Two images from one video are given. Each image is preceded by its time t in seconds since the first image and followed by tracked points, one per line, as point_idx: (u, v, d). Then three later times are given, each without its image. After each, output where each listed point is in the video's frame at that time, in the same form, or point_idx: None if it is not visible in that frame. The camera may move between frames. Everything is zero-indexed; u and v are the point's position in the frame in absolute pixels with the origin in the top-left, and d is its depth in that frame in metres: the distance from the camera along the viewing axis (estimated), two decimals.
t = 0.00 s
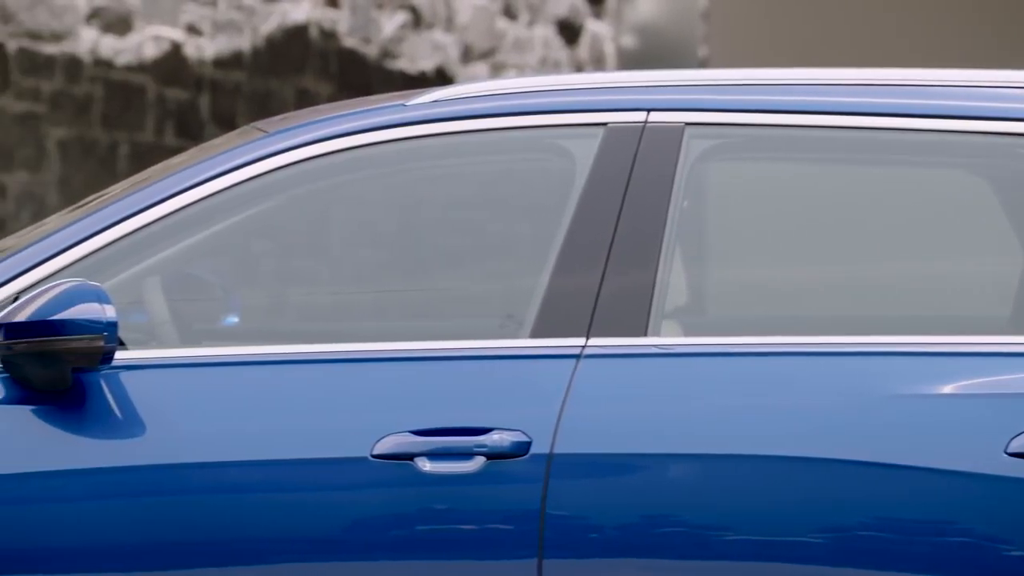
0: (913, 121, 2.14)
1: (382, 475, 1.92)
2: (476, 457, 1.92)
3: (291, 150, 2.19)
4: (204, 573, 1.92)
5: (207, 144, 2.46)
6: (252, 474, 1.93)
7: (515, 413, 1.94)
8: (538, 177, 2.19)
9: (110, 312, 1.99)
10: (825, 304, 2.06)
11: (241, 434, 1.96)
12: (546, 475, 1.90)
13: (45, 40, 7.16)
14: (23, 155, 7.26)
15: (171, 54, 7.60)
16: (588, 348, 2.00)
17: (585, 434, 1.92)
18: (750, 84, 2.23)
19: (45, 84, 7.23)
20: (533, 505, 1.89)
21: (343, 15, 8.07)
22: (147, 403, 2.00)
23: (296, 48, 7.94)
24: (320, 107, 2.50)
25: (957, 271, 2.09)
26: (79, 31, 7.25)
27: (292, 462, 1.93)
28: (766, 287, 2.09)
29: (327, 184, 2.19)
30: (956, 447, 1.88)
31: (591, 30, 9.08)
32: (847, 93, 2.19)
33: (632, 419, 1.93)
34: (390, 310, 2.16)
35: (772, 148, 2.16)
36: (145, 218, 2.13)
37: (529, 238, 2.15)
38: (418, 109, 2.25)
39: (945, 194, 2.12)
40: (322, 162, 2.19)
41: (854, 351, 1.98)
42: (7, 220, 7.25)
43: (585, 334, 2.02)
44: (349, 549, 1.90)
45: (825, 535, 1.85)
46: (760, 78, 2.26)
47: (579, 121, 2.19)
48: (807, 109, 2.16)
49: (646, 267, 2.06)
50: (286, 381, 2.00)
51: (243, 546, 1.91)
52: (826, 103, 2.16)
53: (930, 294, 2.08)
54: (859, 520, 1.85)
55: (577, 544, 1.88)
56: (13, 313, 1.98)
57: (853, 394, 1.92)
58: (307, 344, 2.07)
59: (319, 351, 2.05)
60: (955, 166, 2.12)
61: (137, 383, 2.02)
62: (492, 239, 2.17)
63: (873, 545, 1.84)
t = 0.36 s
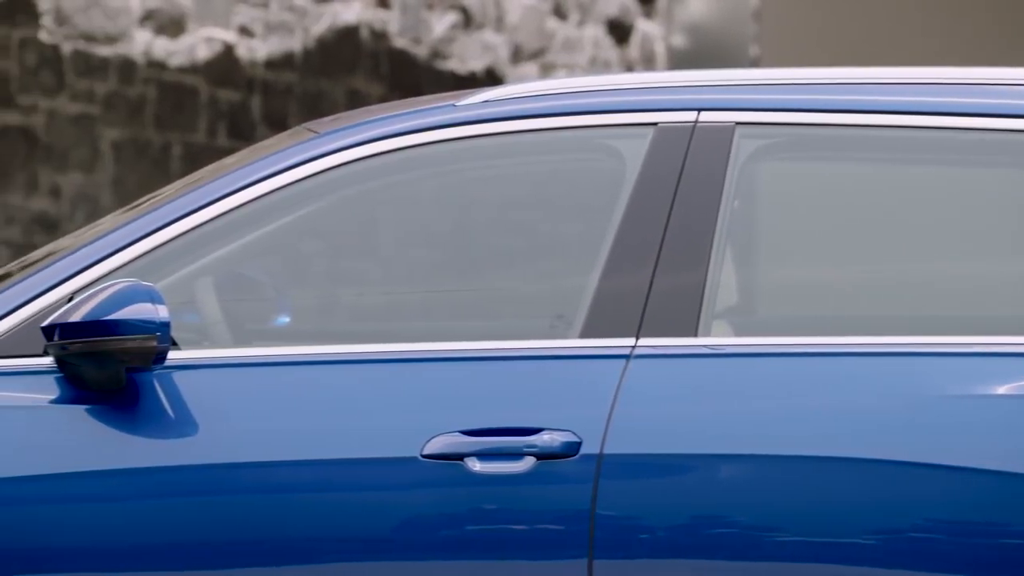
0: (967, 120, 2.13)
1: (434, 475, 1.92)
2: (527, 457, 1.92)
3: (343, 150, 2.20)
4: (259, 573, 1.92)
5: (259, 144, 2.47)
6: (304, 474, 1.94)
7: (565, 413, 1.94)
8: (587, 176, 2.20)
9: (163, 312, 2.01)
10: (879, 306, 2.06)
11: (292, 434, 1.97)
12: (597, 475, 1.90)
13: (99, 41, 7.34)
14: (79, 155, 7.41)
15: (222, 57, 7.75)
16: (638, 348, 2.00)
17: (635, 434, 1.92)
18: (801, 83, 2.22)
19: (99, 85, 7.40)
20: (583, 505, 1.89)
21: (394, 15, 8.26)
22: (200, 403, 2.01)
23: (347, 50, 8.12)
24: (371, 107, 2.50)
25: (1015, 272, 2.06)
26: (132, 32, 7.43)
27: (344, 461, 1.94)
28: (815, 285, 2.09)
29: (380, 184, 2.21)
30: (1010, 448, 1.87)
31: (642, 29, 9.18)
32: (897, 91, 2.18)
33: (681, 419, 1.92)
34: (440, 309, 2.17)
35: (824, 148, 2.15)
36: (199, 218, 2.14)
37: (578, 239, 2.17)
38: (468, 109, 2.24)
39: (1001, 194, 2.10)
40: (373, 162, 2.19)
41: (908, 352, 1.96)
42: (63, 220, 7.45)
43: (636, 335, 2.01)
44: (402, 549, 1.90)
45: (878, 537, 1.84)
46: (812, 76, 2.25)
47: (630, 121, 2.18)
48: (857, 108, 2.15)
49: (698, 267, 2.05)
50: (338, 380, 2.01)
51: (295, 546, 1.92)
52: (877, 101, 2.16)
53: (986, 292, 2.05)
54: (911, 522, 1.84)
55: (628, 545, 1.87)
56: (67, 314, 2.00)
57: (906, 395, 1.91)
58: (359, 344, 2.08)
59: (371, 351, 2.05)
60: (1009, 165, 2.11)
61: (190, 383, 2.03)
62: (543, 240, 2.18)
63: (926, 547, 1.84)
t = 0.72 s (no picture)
0: (1017, 120, 2.11)
1: (482, 475, 1.92)
2: (574, 457, 1.92)
3: (392, 151, 2.21)
4: (306, 571, 1.93)
5: (308, 144, 2.48)
6: (351, 474, 1.95)
7: (612, 413, 1.94)
8: (635, 176, 2.19)
9: (212, 312, 2.02)
10: (929, 304, 2.05)
11: (338, 433, 1.98)
12: (644, 475, 1.89)
13: (150, 43, 7.62)
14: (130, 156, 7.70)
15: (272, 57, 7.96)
16: (686, 348, 1.99)
17: (682, 434, 1.91)
18: (850, 82, 2.21)
19: (150, 87, 7.67)
20: (630, 505, 1.88)
21: (440, 15, 8.35)
22: (248, 403, 2.02)
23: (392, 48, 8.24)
24: (419, 107, 2.51)
25: None
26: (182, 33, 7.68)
27: (391, 461, 1.95)
28: (866, 286, 2.08)
29: (428, 184, 2.21)
30: None
31: (688, 28, 9.16)
32: (946, 91, 2.17)
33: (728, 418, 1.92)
34: (486, 311, 2.16)
35: (873, 148, 2.14)
36: (248, 218, 2.16)
37: (625, 240, 2.16)
38: (516, 109, 2.25)
39: None
40: (421, 163, 2.20)
41: (959, 353, 1.95)
42: (115, 220, 7.74)
43: (684, 334, 2.01)
44: (450, 549, 1.90)
45: (928, 538, 1.83)
46: (860, 75, 2.24)
47: (677, 121, 2.18)
48: (905, 108, 2.15)
49: (745, 267, 2.04)
50: (385, 380, 2.02)
51: (343, 546, 1.92)
52: (925, 101, 2.15)
53: None
54: (962, 523, 1.83)
55: (676, 545, 1.87)
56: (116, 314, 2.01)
57: (955, 396, 1.90)
58: (405, 344, 2.08)
59: (417, 351, 2.05)
60: None
61: (239, 383, 2.04)
62: (590, 240, 2.18)
63: (977, 548, 1.82)
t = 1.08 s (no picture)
0: None
1: (531, 475, 1.92)
2: (622, 458, 1.92)
3: (439, 151, 2.21)
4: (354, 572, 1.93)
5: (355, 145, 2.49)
6: (399, 474, 1.95)
7: (660, 413, 1.94)
8: (684, 176, 2.18)
9: (261, 312, 2.04)
10: (980, 304, 2.04)
11: (386, 433, 1.98)
12: (692, 476, 1.89)
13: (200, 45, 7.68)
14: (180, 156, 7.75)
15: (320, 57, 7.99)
16: (734, 348, 1.98)
17: (731, 434, 1.90)
18: (899, 81, 2.20)
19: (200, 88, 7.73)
20: (680, 505, 1.88)
21: (488, 15, 8.37)
22: (297, 402, 2.03)
23: (440, 48, 8.27)
24: (466, 107, 2.51)
25: None
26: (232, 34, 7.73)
27: (438, 461, 1.95)
28: (915, 286, 2.07)
29: (475, 184, 2.21)
30: None
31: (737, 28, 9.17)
32: (998, 88, 2.15)
33: (775, 419, 1.91)
34: (532, 310, 2.17)
35: (923, 147, 2.13)
36: (297, 219, 2.17)
37: (674, 239, 2.15)
38: (563, 109, 2.25)
39: None
40: (469, 162, 2.20)
41: (1009, 353, 1.94)
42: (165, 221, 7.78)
43: (732, 335, 2.00)
44: (499, 549, 1.90)
45: (979, 540, 1.82)
46: (909, 74, 2.23)
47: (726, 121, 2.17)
48: (956, 106, 2.13)
49: (794, 267, 2.03)
50: (432, 380, 2.02)
51: (392, 545, 1.93)
52: (976, 99, 2.13)
53: None
54: (1013, 525, 1.82)
55: (725, 546, 1.86)
56: (166, 314, 2.03)
57: (1005, 396, 1.89)
58: (454, 345, 2.08)
59: (466, 352, 2.06)
60: None
61: (287, 383, 2.05)
62: (637, 239, 2.17)
63: None
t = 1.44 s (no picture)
0: None
1: (576, 475, 1.92)
2: (666, 458, 1.91)
3: (485, 150, 2.21)
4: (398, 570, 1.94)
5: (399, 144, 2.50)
6: (443, 474, 1.96)
7: (705, 414, 1.93)
8: (729, 177, 2.18)
9: (306, 312, 2.05)
10: None
11: (430, 433, 1.98)
12: (738, 477, 1.88)
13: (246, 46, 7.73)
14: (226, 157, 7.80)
15: (364, 58, 8.01)
16: (779, 348, 1.98)
17: (777, 435, 1.90)
18: (946, 79, 2.18)
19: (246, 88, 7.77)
20: (726, 505, 1.87)
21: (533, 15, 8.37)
22: (342, 402, 2.03)
23: (485, 48, 8.28)
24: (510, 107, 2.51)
25: None
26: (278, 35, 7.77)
27: (481, 462, 1.95)
28: (960, 286, 2.06)
29: (521, 184, 2.21)
30: None
31: (782, 27, 9.14)
32: None
33: (822, 419, 1.90)
34: (577, 310, 2.18)
35: (970, 146, 2.12)
36: (341, 219, 2.17)
37: (716, 239, 2.15)
38: (607, 109, 2.24)
39: None
40: (514, 161, 2.20)
41: None
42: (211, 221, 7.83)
43: (777, 335, 1.99)
44: (545, 549, 1.90)
45: None
46: (957, 71, 2.21)
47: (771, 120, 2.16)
48: (1004, 105, 2.11)
49: (840, 268, 2.02)
50: (476, 380, 2.02)
51: (436, 546, 1.93)
52: None
53: None
54: None
55: (770, 547, 1.85)
56: (212, 314, 2.04)
57: None
58: (501, 345, 2.09)
59: (511, 352, 2.06)
60: None
61: (332, 383, 2.06)
62: (682, 240, 2.17)
63: None
